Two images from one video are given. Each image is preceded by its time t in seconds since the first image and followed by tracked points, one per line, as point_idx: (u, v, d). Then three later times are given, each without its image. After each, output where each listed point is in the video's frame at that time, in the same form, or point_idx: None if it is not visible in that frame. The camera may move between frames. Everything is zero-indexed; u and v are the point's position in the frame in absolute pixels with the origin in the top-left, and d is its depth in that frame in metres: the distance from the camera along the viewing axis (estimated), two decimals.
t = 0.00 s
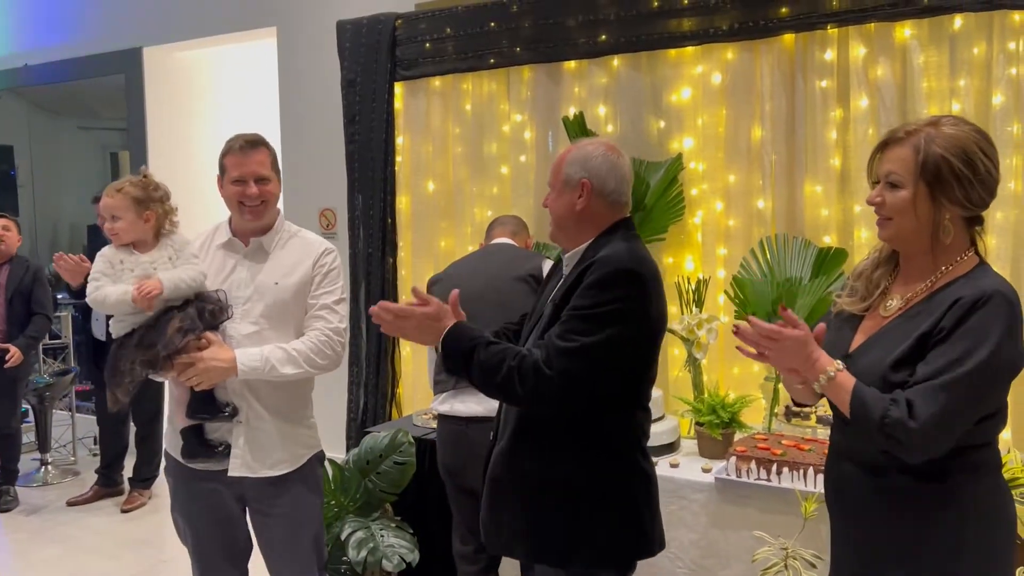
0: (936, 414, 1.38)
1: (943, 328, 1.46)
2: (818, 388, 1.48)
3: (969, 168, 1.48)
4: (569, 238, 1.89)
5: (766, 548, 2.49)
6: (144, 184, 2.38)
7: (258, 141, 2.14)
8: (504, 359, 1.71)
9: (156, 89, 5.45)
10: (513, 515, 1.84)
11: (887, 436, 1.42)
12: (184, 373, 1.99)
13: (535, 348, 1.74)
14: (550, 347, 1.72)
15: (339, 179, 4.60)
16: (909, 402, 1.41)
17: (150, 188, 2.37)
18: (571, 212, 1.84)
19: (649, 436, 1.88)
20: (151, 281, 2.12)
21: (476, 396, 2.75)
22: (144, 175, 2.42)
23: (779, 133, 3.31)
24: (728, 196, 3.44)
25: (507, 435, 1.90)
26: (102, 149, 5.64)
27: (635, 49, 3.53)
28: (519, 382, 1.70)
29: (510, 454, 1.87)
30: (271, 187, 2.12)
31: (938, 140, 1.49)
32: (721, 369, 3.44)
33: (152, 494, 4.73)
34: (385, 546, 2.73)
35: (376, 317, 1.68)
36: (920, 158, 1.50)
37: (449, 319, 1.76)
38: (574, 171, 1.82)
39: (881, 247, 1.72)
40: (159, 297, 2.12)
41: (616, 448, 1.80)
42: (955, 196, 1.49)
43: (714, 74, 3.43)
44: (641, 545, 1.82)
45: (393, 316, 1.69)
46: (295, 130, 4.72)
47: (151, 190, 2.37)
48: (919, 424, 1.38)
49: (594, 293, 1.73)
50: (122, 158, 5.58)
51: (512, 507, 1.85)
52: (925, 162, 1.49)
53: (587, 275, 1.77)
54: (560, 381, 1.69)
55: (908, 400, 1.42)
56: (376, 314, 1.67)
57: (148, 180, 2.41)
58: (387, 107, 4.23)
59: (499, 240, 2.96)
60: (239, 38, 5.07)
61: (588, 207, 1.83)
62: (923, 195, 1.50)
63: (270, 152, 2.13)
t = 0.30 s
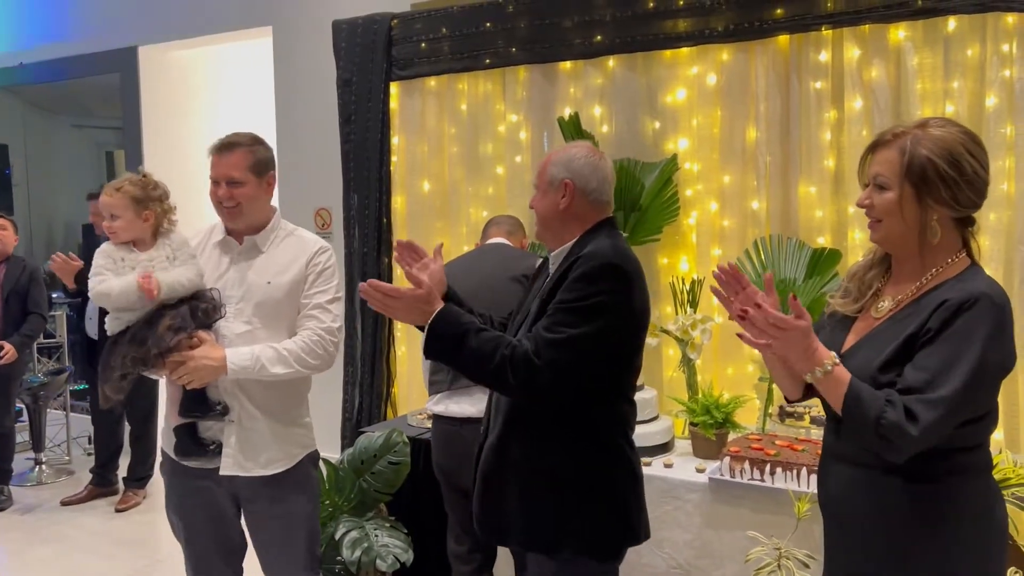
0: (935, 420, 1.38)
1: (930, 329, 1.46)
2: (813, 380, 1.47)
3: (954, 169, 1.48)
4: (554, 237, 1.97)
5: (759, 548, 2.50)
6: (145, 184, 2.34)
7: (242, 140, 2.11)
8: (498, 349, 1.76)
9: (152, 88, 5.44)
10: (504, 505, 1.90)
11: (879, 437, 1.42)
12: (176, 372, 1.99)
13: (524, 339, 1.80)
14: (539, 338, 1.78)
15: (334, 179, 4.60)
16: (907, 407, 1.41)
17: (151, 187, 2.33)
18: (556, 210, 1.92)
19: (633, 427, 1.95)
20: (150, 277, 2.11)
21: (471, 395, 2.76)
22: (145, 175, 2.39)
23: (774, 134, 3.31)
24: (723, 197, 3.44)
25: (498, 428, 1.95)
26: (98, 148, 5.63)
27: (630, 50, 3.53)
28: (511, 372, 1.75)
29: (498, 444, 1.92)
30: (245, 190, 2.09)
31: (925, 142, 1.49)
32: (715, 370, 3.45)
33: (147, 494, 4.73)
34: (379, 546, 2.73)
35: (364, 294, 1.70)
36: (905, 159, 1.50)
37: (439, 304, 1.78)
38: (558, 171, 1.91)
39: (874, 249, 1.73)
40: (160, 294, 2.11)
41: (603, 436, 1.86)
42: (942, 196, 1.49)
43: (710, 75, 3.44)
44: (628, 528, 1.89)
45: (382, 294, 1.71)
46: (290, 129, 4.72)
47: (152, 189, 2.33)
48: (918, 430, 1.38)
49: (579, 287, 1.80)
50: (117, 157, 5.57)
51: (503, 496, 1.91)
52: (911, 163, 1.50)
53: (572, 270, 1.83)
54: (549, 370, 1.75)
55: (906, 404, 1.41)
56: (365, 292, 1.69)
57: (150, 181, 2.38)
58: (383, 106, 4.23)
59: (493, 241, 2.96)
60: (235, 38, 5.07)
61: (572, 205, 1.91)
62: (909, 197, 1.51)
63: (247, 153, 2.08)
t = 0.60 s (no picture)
0: (909, 415, 1.39)
1: (913, 329, 1.47)
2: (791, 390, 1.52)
3: (938, 170, 1.48)
4: (543, 235, 2.02)
5: (751, 547, 2.51)
6: (136, 183, 2.37)
7: (227, 144, 2.11)
8: (488, 344, 1.83)
9: (147, 88, 5.44)
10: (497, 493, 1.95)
11: (857, 436, 1.45)
12: (160, 369, 2.01)
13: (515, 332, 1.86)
14: (528, 330, 1.84)
15: (330, 178, 4.60)
16: (880, 403, 1.43)
17: (143, 186, 2.37)
18: (545, 210, 1.98)
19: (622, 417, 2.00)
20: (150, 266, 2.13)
21: (466, 394, 2.76)
22: (137, 175, 2.40)
23: (768, 134, 3.32)
24: (717, 197, 3.45)
25: (490, 420, 2.00)
26: (94, 147, 5.63)
27: (625, 50, 3.54)
28: (501, 363, 1.81)
29: (491, 437, 1.97)
30: (225, 196, 2.09)
31: (909, 143, 1.50)
32: (709, 369, 3.45)
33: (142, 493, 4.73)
34: (374, 545, 2.73)
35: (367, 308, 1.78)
36: (890, 160, 1.51)
37: (434, 312, 1.86)
38: (547, 171, 1.98)
39: (864, 250, 1.74)
40: (157, 283, 2.12)
41: (592, 425, 1.91)
42: (925, 196, 1.49)
43: (704, 75, 3.45)
44: (619, 512, 1.93)
45: (382, 308, 1.79)
46: (286, 129, 4.72)
47: (142, 189, 2.36)
48: (890, 424, 1.40)
49: (568, 279, 1.85)
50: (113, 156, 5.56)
51: (495, 485, 1.96)
52: (895, 164, 1.50)
53: (562, 264, 1.89)
54: (538, 361, 1.81)
55: (879, 401, 1.43)
56: (365, 307, 1.78)
57: (144, 179, 2.41)
58: (378, 106, 4.24)
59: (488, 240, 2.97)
60: (232, 37, 5.07)
61: (561, 204, 1.97)
62: (893, 198, 1.51)
63: (229, 156, 2.08)
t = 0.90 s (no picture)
0: (902, 414, 1.40)
1: (902, 328, 1.48)
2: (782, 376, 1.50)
3: (931, 169, 1.49)
4: (541, 234, 2.03)
5: (745, 548, 2.51)
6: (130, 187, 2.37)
7: (225, 145, 2.13)
8: (497, 333, 1.79)
9: (145, 88, 5.44)
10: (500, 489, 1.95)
11: (847, 431, 1.46)
12: (149, 372, 2.03)
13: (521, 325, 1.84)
14: (535, 324, 1.83)
15: (327, 178, 4.60)
16: (873, 402, 1.43)
17: (138, 191, 2.37)
18: (544, 210, 1.99)
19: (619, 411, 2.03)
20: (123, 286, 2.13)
21: (461, 394, 2.76)
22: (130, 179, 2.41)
23: (764, 135, 3.33)
24: (712, 198, 3.46)
25: (490, 416, 2.01)
26: (92, 147, 5.63)
27: (622, 51, 3.55)
28: (511, 355, 1.79)
29: (493, 430, 1.97)
30: (219, 195, 2.10)
31: (900, 144, 1.51)
32: (705, 369, 3.46)
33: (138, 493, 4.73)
34: (370, 545, 2.74)
35: (362, 282, 1.66)
36: (882, 162, 1.52)
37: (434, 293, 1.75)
38: (546, 171, 1.99)
39: (853, 251, 1.75)
40: (131, 302, 2.12)
41: (593, 419, 1.94)
42: (919, 196, 1.50)
43: (700, 76, 3.46)
44: (618, 506, 1.96)
45: (379, 284, 1.67)
46: (283, 129, 4.73)
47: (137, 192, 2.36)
48: (883, 423, 1.41)
49: (571, 276, 1.87)
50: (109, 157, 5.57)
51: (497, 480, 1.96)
52: (887, 165, 1.51)
53: (563, 263, 1.91)
54: (546, 354, 1.82)
55: (872, 399, 1.44)
56: (362, 281, 1.65)
57: (138, 185, 2.41)
58: (375, 106, 4.24)
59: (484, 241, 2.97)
60: (229, 37, 5.07)
61: (560, 204, 1.98)
62: (887, 200, 1.52)
63: (225, 157, 2.10)
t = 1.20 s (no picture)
0: (905, 418, 1.41)
1: (903, 333, 1.48)
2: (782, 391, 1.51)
3: (935, 170, 1.51)
4: (544, 236, 2.04)
5: (743, 548, 2.51)
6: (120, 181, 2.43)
7: (222, 140, 2.14)
8: (507, 337, 1.81)
9: (144, 89, 5.45)
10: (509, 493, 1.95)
11: (849, 437, 1.46)
12: (146, 368, 2.04)
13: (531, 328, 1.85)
14: (545, 325, 1.84)
15: (325, 179, 4.61)
16: (875, 405, 1.45)
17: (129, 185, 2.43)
18: (549, 211, 2.00)
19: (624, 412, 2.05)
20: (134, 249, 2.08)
21: (459, 394, 2.76)
22: (119, 172, 2.48)
23: (762, 136, 3.34)
24: (710, 199, 3.47)
25: (496, 419, 2.01)
26: (91, 148, 5.63)
27: (620, 52, 3.55)
28: (522, 357, 1.81)
29: (499, 433, 1.98)
30: (216, 190, 2.11)
31: (905, 144, 1.52)
32: (703, 370, 3.46)
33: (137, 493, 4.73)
34: (368, 545, 2.74)
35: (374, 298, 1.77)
36: (888, 162, 1.52)
37: (444, 302, 1.82)
38: (550, 172, 2.00)
39: (848, 255, 1.76)
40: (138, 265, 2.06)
41: (602, 419, 1.95)
42: (924, 196, 1.51)
43: (698, 77, 3.47)
44: (625, 505, 1.98)
45: (389, 297, 1.78)
46: (282, 130, 4.73)
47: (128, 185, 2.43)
48: (887, 425, 1.42)
49: (580, 276, 1.88)
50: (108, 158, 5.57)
51: (507, 484, 1.96)
52: (893, 165, 1.52)
53: (570, 265, 1.92)
54: (557, 354, 1.83)
55: (874, 403, 1.45)
56: (374, 295, 1.77)
57: (127, 177, 2.48)
58: (374, 107, 4.24)
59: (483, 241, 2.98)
60: (228, 38, 5.08)
61: (565, 205, 2.00)
62: (893, 200, 1.53)
63: (222, 152, 2.11)
